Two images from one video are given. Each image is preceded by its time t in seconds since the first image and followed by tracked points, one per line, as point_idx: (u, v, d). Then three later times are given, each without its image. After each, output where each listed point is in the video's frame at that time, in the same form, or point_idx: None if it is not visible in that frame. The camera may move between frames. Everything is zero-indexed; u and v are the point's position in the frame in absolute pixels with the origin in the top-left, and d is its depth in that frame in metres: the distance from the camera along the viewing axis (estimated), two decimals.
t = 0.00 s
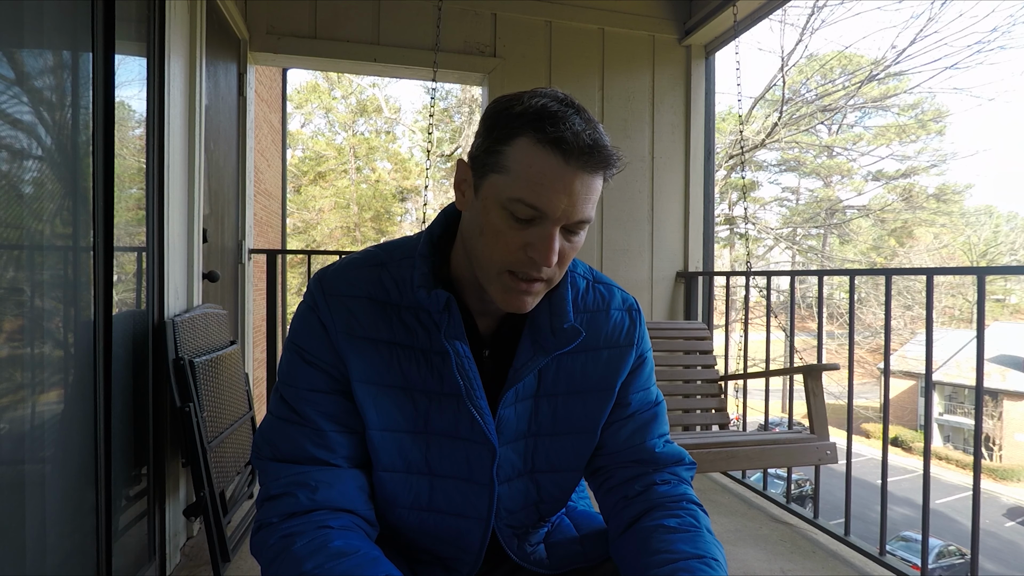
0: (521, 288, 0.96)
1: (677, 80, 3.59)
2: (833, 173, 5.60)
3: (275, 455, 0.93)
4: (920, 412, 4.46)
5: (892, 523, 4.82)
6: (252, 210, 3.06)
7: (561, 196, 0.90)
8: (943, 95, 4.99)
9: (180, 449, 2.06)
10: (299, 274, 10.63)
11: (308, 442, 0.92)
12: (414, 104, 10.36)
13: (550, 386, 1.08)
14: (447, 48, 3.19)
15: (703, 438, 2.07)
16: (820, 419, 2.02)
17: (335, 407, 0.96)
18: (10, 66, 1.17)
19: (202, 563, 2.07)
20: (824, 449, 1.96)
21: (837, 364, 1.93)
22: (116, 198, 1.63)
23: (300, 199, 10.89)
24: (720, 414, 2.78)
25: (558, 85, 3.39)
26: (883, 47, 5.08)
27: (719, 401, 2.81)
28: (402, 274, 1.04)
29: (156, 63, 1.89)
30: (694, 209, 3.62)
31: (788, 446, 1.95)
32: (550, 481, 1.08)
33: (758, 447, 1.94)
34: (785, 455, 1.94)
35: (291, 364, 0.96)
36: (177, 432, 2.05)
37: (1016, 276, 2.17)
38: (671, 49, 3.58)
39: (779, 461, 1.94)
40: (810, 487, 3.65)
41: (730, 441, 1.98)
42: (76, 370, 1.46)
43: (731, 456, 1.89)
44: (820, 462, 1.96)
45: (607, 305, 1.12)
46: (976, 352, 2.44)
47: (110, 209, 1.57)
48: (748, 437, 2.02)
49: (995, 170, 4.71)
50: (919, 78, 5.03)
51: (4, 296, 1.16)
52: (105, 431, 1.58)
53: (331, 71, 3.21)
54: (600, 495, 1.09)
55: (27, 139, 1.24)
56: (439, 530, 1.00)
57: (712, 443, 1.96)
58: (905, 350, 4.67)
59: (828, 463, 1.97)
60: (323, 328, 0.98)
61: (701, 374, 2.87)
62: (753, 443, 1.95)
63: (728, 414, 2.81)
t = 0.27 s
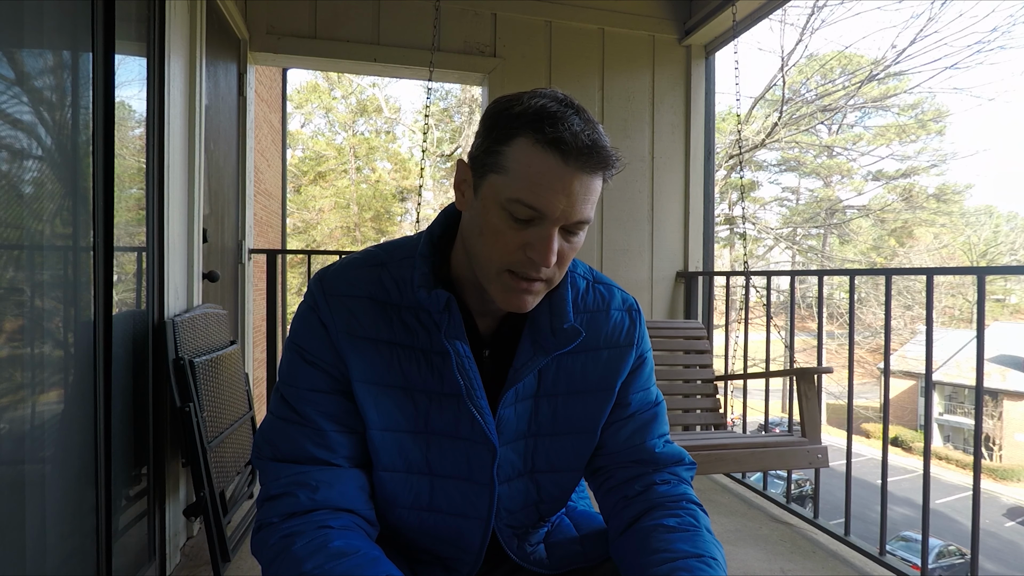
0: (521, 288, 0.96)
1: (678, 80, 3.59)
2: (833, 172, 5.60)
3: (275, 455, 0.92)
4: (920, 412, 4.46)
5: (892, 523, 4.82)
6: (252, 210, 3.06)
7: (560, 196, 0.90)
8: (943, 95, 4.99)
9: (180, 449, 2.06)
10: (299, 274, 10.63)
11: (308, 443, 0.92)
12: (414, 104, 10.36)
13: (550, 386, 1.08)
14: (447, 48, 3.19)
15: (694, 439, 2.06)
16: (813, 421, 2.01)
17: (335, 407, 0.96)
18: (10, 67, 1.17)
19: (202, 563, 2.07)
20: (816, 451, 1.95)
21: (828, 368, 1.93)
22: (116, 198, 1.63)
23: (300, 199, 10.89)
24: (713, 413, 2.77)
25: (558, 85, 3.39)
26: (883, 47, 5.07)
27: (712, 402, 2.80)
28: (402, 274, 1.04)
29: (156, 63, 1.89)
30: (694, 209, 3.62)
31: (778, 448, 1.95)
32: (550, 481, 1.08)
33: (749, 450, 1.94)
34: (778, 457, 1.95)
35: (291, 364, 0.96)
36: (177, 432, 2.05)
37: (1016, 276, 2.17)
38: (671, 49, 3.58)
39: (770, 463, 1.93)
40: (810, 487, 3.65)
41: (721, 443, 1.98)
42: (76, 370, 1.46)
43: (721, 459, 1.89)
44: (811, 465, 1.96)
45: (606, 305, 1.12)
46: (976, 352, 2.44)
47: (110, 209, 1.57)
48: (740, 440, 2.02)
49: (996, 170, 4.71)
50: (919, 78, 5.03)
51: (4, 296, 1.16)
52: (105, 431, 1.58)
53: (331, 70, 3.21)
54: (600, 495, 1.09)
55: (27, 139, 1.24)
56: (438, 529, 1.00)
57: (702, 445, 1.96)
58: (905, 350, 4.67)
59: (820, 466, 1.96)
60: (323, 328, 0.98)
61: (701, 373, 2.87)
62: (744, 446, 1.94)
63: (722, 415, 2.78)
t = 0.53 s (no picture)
0: (518, 286, 0.96)
1: (678, 80, 3.59)
2: (833, 172, 5.60)
3: (276, 455, 0.92)
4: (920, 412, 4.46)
5: (892, 523, 4.82)
6: (252, 210, 3.06)
7: (556, 194, 0.90)
8: (943, 95, 4.99)
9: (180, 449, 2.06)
10: (299, 274, 10.63)
11: (309, 442, 0.92)
12: (413, 104, 10.36)
13: (549, 385, 1.08)
14: (447, 48, 3.19)
15: (691, 440, 2.07)
16: (809, 421, 2.01)
17: (336, 406, 0.96)
18: (10, 67, 1.17)
19: (202, 563, 2.07)
20: (811, 453, 1.97)
21: (825, 368, 1.93)
22: (116, 198, 1.63)
23: (300, 199, 10.89)
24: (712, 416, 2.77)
25: (558, 85, 3.39)
26: (883, 47, 5.07)
27: (709, 404, 2.81)
28: (401, 274, 1.04)
29: (155, 63, 1.89)
30: (694, 209, 3.62)
31: (774, 449, 1.96)
32: (549, 480, 1.08)
33: (745, 450, 1.95)
34: (774, 458, 1.95)
35: (291, 364, 0.96)
36: (177, 432, 2.05)
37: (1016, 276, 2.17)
38: (671, 49, 3.58)
39: (766, 464, 1.94)
40: (810, 487, 3.65)
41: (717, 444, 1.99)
42: (76, 371, 1.46)
43: (717, 459, 1.90)
44: (807, 466, 1.97)
45: (604, 304, 1.12)
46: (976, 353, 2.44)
47: (110, 209, 1.57)
48: (736, 440, 2.03)
49: (996, 170, 4.71)
50: (919, 78, 5.03)
51: (4, 296, 1.16)
52: (105, 431, 1.58)
53: (331, 70, 3.21)
54: (599, 493, 1.09)
55: (27, 139, 1.24)
56: (439, 528, 1.00)
57: (698, 445, 1.97)
58: (905, 350, 4.67)
59: (816, 468, 1.97)
60: (323, 327, 0.98)
61: (701, 374, 2.88)
62: (740, 446, 1.95)
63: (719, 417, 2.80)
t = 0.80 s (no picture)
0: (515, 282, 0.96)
1: (678, 80, 3.59)
2: (833, 172, 5.60)
3: (276, 453, 0.92)
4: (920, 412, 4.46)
5: (892, 523, 4.82)
6: (252, 210, 3.06)
7: (553, 189, 0.91)
8: (943, 95, 4.99)
9: (180, 449, 2.06)
10: (299, 274, 10.62)
11: (309, 440, 0.92)
12: (413, 104, 10.35)
13: (547, 383, 1.08)
14: (447, 48, 3.19)
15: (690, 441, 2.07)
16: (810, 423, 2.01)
17: (335, 404, 0.96)
18: (10, 67, 1.17)
19: (202, 563, 2.07)
20: (813, 456, 1.95)
21: (827, 369, 1.93)
22: (116, 198, 1.63)
23: (300, 199, 10.89)
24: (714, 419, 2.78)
25: (558, 85, 3.38)
26: (884, 47, 5.07)
27: (710, 406, 2.81)
28: (400, 273, 1.04)
29: (156, 63, 1.89)
30: (694, 209, 3.62)
31: (774, 452, 1.95)
32: (547, 478, 1.08)
33: (744, 453, 1.94)
34: (773, 460, 1.94)
35: (291, 363, 0.96)
36: (177, 432, 2.05)
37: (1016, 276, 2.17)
38: (671, 49, 3.58)
39: (766, 467, 1.93)
40: (810, 487, 3.65)
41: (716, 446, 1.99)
42: (76, 371, 1.46)
43: (715, 462, 1.89)
44: (808, 469, 1.96)
45: (601, 302, 1.12)
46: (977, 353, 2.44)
47: (110, 208, 1.57)
48: (736, 442, 2.02)
49: (996, 170, 4.71)
50: (919, 78, 5.03)
51: (4, 296, 1.16)
52: (105, 431, 1.58)
53: (331, 70, 3.21)
54: (596, 490, 1.10)
55: (27, 139, 1.24)
56: (439, 527, 1.00)
57: (697, 447, 1.97)
58: (906, 350, 4.67)
59: (817, 471, 1.96)
60: (323, 326, 0.98)
61: (701, 373, 2.88)
62: (739, 449, 1.94)
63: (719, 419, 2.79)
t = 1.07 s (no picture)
0: (517, 282, 0.96)
1: (677, 80, 3.59)
2: (833, 173, 5.59)
3: (276, 452, 0.92)
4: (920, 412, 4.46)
5: (892, 523, 4.81)
6: (252, 210, 3.06)
7: (557, 189, 0.91)
8: (943, 95, 4.99)
9: (180, 449, 2.06)
10: (299, 274, 10.62)
11: (309, 439, 0.92)
12: (414, 104, 10.35)
13: (546, 382, 1.07)
14: (447, 48, 3.19)
15: (691, 442, 2.06)
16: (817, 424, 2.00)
17: (335, 404, 0.96)
18: (10, 67, 1.17)
19: (202, 563, 2.07)
20: (820, 456, 1.94)
21: (834, 369, 1.93)
22: (116, 198, 1.63)
23: (300, 199, 10.89)
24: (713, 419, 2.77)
25: (558, 85, 3.38)
26: (883, 47, 5.07)
27: (713, 407, 2.81)
28: (401, 273, 1.04)
29: (156, 63, 1.89)
30: (694, 209, 3.62)
31: (781, 453, 1.94)
32: (546, 477, 1.08)
33: (749, 454, 1.94)
34: (778, 461, 1.93)
35: (291, 363, 0.96)
36: (177, 432, 2.05)
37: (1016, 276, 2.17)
38: (671, 50, 3.58)
39: (772, 468, 1.92)
40: (810, 488, 3.65)
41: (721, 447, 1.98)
42: (76, 371, 1.46)
43: (720, 463, 1.89)
44: (816, 470, 1.95)
45: (600, 303, 1.12)
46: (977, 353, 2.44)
47: (110, 209, 1.57)
48: (741, 443, 2.01)
49: (995, 170, 4.72)
50: (919, 78, 5.03)
51: (4, 296, 1.16)
52: (105, 431, 1.58)
53: (331, 70, 3.21)
54: (595, 488, 1.10)
55: (27, 139, 1.24)
56: (439, 525, 1.00)
57: (702, 448, 1.96)
58: (905, 350, 4.67)
59: (825, 472, 1.95)
60: (323, 326, 0.98)
61: (700, 373, 2.88)
62: (744, 450, 1.94)
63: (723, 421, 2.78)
